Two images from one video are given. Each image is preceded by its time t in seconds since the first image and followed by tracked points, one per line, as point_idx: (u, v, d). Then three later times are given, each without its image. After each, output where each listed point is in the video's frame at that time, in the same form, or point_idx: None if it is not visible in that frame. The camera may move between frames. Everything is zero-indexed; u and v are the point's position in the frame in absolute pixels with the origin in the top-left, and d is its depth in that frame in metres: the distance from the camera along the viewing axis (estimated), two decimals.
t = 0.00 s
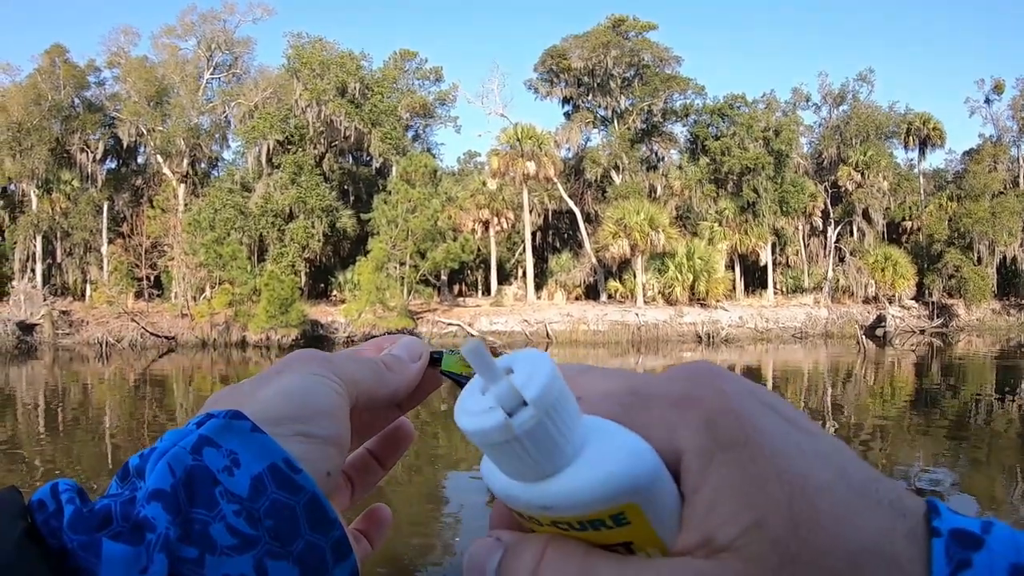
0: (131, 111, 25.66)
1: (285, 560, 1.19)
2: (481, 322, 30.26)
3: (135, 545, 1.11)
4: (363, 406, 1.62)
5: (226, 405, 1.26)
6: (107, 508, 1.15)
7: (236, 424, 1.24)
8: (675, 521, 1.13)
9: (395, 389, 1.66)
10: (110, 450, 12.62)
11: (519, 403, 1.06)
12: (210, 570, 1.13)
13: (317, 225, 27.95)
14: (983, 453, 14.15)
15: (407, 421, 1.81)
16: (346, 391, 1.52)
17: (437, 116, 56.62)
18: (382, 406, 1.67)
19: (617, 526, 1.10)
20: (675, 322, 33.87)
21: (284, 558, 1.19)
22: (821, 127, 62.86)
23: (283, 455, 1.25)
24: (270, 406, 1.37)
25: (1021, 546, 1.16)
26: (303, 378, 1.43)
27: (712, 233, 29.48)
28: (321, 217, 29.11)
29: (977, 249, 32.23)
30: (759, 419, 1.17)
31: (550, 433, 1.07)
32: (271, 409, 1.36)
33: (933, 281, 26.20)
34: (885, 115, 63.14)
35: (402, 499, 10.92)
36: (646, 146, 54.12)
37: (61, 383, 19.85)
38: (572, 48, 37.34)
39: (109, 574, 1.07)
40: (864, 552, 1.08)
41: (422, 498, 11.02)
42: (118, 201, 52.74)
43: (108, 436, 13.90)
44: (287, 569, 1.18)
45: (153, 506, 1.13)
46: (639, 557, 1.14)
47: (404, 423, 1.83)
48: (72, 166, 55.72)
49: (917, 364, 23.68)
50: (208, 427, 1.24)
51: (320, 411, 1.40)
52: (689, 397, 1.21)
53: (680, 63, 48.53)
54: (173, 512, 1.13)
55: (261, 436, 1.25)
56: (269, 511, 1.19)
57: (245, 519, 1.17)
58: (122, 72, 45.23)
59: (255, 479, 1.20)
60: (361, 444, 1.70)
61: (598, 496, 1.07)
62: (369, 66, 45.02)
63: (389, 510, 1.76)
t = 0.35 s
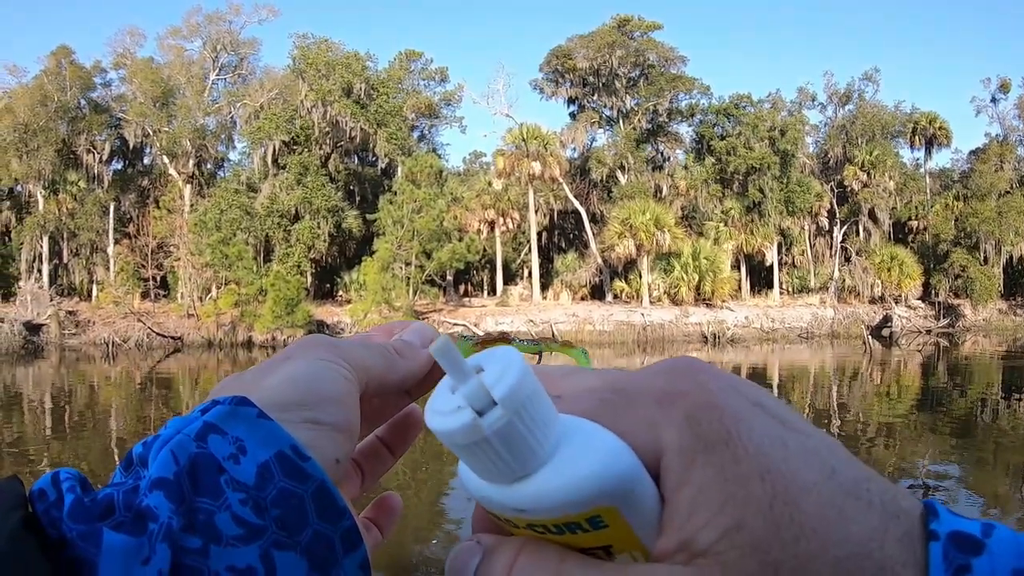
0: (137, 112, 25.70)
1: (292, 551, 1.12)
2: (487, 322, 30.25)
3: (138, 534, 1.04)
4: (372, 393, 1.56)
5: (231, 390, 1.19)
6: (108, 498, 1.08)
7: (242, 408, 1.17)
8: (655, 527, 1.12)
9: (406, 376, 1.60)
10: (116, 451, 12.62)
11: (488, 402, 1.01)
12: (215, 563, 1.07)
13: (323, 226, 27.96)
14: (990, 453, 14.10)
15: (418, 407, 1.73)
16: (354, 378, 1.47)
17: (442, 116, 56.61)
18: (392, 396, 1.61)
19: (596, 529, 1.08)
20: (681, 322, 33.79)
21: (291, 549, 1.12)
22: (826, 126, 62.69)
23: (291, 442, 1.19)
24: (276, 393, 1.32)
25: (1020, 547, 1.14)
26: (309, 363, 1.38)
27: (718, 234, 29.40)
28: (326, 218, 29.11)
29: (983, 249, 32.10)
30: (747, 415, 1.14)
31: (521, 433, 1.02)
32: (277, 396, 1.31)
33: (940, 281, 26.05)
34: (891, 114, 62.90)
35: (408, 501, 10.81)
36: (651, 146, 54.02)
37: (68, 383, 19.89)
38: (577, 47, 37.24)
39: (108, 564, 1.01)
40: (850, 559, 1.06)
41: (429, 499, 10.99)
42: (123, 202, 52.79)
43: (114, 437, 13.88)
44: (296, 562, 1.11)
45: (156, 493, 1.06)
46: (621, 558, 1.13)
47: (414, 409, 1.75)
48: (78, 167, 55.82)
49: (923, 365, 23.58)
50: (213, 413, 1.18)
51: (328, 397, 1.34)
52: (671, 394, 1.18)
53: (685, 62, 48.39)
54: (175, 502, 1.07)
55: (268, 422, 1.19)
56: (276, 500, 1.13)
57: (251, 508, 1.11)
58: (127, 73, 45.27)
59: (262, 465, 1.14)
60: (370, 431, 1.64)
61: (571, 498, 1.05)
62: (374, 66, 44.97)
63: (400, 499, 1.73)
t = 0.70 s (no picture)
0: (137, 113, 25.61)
1: (242, 453, 0.98)
2: (488, 321, 30.19)
3: (78, 433, 0.89)
4: (334, 299, 1.35)
5: (184, 285, 1.01)
6: (51, 399, 0.92)
7: (192, 305, 1.00)
8: None
9: (370, 282, 1.42)
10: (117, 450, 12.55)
11: None
12: (159, 463, 0.92)
13: (324, 225, 27.89)
14: (992, 452, 14.07)
15: (381, 317, 1.69)
16: (315, 282, 1.25)
17: (444, 116, 56.55)
18: (355, 299, 1.41)
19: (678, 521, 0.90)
20: (683, 321, 33.71)
21: (241, 451, 0.97)
22: (828, 124, 62.56)
23: (243, 340, 1.02)
24: (232, 291, 1.09)
25: None
26: (268, 262, 1.15)
27: (721, 232, 29.34)
28: (328, 217, 29.04)
29: (986, 248, 32.01)
30: None
31: None
32: (231, 293, 1.09)
33: (943, 279, 26.00)
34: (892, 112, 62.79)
35: (408, 503, 10.71)
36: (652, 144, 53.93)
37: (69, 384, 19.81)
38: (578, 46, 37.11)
39: (48, 464, 0.86)
40: None
41: (431, 498, 10.92)
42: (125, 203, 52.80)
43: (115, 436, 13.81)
44: (245, 466, 0.98)
45: (100, 390, 0.91)
46: None
47: (380, 319, 1.71)
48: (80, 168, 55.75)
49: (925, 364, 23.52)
50: (163, 307, 0.99)
51: (288, 298, 1.14)
52: None
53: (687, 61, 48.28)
54: (121, 399, 0.91)
55: (221, 321, 1.01)
56: (226, 400, 0.97)
57: (200, 407, 0.95)
58: (128, 74, 45.16)
59: (211, 364, 0.97)
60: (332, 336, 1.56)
61: None
62: (375, 66, 44.88)
63: (368, 409, 1.54)
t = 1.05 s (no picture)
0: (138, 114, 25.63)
1: (226, 475, 0.97)
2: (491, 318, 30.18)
3: (90, 455, 0.89)
4: (292, 342, 1.32)
5: (172, 328, 1.03)
6: (57, 425, 0.92)
7: (179, 349, 1.01)
8: None
9: (326, 326, 1.39)
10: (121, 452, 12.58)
11: None
12: (155, 481, 0.92)
13: (326, 225, 27.87)
14: (996, 447, 14.03)
15: (333, 354, 1.64)
16: (277, 326, 1.25)
17: (445, 115, 56.51)
18: (311, 344, 1.39)
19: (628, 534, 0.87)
20: (686, 317, 33.67)
21: (223, 473, 0.97)
22: (830, 120, 62.41)
23: (224, 379, 1.03)
24: (211, 335, 1.11)
25: None
26: (241, 305, 1.17)
27: (723, 228, 29.28)
28: (330, 217, 29.03)
29: (989, 242, 31.91)
30: None
31: None
32: (209, 338, 1.09)
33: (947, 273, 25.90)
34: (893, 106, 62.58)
35: (411, 498, 10.68)
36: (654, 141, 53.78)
37: (73, 385, 19.85)
38: (579, 43, 37.03)
39: (63, 484, 0.85)
40: None
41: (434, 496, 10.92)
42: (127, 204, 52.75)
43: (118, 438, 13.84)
44: (229, 486, 0.97)
45: (105, 419, 0.92)
46: None
47: (333, 355, 1.66)
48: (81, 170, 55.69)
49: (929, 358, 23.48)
50: (157, 350, 1.01)
51: (256, 340, 1.16)
52: None
53: (687, 58, 48.17)
54: (125, 426, 0.92)
55: (203, 359, 1.02)
56: (211, 427, 0.97)
57: (189, 434, 0.95)
58: (129, 75, 45.12)
59: (197, 399, 0.98)
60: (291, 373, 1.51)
61: None
62: (376, 65, 44.80)
63: (321, 438, 1.52)
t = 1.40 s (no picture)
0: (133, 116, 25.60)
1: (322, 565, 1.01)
2: (489, 319, 30.20)
3: (200, 549, 0.92)
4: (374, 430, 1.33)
5: (272, 421, 1.06)
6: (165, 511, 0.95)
7: (281, 440, 1.04)
8: None
9: (408, 410, 1.38)
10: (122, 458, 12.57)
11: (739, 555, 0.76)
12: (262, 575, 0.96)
13: (323, 226, 27.85)
14: (995, 443, 14.08)
15: (403, 433, 1.54)
16: (362, 415, 1.27)
17: (440, 115, 56.48)
18: (390, 430, 1.37)
19: None
20: (683, 316, 33.71)
21: (321, 563, 1.01)
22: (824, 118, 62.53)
23: (321, 471, 1.07)
24: (307, 429, 1.16)
25: None
26: (331, 404, 1.21)
27: (719, 227, 29.33)
28: (327, 219, 29.02)
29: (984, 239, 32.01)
30: None
31: None
32: (308, 429, 1.15)
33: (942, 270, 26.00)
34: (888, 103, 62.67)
35: (414, 502, 10.66)
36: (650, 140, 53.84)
37: (71, 389, 19.83)
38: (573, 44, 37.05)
39: None
40: None
41: (436, 498, 10.93)
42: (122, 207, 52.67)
43: (118, 443, 13.82)
44: None
45: (215, 514, 0.95)
46: None
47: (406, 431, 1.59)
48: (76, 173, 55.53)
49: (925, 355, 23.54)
50: (257, 443, 1.04)
51: (348, 434, 1.19)
52: None
53: (682, 57, 48.21)
54: (231, 522, 0.95)
55: (303, 450, 1.06)
56: (311, 521, 1.01)
57: (291, 527, 0.99)
58: (124, 78, 45.01)
59: (298, 493, 1.02)
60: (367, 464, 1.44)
61: None
62: (371, 66, 44.79)
63: (382, 509, 1.55)
